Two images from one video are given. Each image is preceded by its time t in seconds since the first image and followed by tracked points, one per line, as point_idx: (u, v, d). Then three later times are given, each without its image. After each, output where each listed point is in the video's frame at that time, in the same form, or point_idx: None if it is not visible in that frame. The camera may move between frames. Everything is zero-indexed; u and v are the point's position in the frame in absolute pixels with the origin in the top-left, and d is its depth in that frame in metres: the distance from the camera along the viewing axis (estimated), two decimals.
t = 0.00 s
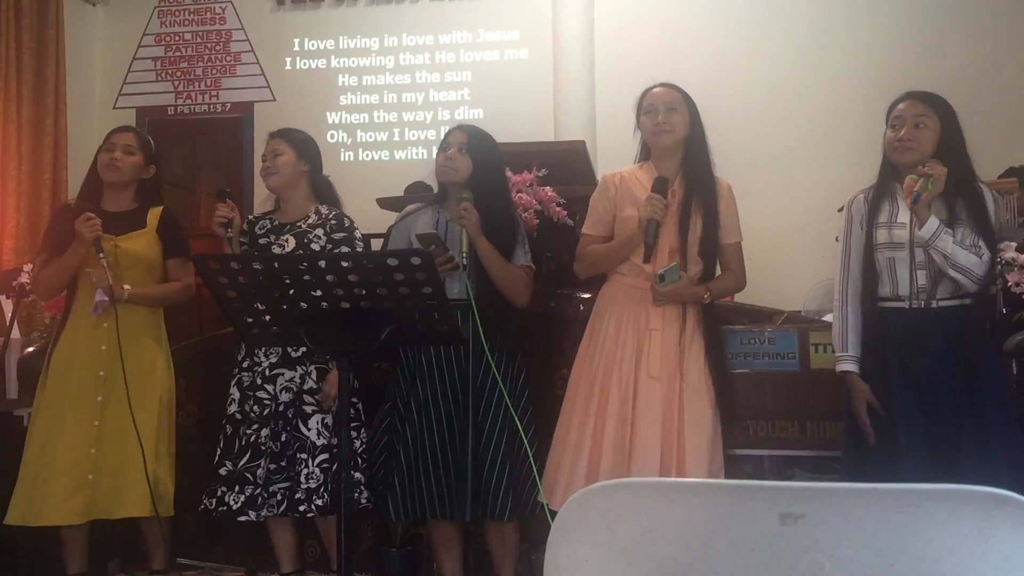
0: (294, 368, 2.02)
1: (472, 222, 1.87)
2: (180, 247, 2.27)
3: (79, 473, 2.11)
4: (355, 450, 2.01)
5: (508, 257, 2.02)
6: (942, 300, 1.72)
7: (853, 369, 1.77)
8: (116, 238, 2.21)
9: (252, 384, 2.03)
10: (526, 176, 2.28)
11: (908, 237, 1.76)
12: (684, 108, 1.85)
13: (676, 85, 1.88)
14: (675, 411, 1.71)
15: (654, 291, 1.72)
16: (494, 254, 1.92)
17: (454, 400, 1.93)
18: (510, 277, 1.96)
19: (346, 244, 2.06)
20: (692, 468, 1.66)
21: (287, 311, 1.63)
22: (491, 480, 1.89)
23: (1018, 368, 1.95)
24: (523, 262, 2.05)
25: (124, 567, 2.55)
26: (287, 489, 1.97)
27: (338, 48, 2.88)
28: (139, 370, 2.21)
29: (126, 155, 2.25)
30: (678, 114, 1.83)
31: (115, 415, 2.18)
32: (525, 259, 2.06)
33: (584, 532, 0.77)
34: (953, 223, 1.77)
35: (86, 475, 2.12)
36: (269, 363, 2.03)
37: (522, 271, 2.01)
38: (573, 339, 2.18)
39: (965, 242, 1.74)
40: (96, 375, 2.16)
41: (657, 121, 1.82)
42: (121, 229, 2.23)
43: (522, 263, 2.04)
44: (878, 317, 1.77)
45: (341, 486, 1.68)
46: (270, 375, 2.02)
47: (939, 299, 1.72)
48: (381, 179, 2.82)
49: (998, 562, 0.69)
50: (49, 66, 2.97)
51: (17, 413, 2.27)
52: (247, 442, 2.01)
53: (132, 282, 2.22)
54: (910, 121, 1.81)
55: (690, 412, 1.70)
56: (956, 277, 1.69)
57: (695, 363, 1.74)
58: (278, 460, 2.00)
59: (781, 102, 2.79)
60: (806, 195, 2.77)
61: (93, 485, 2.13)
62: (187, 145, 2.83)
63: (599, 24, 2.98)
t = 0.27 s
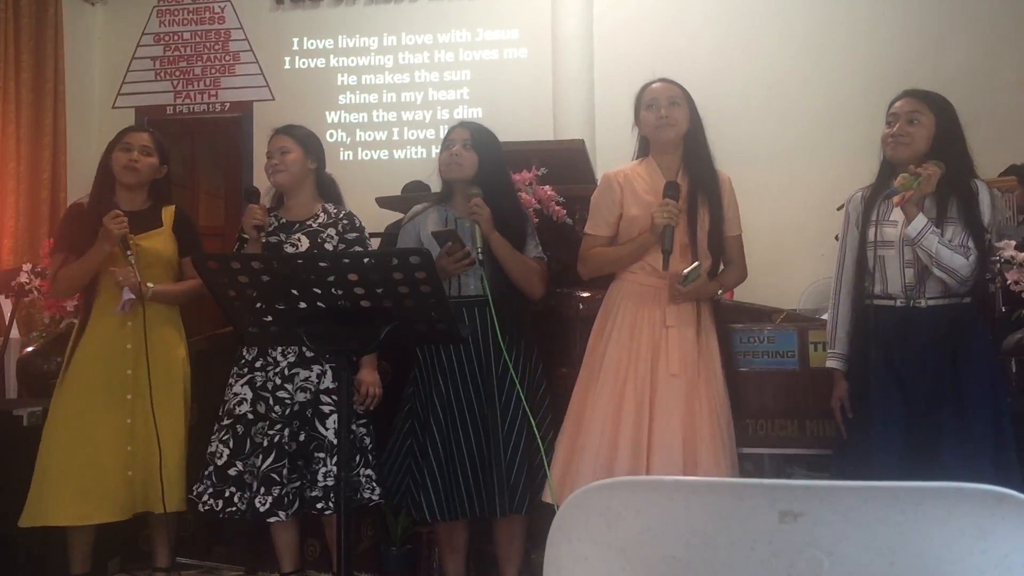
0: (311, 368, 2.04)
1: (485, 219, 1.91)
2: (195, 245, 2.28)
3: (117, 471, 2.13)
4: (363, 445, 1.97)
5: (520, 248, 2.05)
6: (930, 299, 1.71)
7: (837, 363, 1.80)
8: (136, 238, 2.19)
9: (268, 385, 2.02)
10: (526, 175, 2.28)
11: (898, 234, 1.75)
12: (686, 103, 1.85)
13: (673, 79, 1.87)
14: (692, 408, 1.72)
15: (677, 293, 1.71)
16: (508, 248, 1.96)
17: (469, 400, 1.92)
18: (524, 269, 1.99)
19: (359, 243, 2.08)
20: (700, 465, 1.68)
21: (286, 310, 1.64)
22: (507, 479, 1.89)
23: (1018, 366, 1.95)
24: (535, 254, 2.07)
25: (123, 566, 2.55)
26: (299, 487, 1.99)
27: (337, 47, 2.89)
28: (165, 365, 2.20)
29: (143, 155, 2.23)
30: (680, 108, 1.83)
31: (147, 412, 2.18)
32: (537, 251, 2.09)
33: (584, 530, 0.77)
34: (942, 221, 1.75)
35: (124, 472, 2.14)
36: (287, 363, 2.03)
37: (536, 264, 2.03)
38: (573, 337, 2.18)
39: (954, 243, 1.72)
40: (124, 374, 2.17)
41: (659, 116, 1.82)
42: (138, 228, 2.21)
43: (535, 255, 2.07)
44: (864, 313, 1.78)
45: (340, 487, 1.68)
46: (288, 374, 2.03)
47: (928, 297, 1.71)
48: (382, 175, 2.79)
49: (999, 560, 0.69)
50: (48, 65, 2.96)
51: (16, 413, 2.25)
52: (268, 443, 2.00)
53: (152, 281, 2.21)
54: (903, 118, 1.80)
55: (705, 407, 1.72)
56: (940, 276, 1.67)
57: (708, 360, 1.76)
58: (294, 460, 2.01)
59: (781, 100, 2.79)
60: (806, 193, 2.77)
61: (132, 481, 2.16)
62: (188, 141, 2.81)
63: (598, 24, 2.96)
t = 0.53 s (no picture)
0: (327, 368, 2.02)
1: (489, 219, 1.89)
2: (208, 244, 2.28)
3: (136, 473, 2.12)
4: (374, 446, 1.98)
5: (527, 247, 2.02)
6: (931, 296, 1.70)
7: (842, 361, 1.83)
8: (149, 240, 2.19)
9: (283, 385, 2.01)
10: (526, 174, 2.29)
11: (899, 232, 1.75)
12: (683, 98, 1.85)
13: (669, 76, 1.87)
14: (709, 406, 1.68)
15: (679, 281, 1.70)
16: (514, 246, 1.93)
17: (478, 397, 1.92)
18: (532, 266, 1.96)
19: (376, 242, 2.07)
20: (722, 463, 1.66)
21: (286, 309, 1.63)
22: (519, 476, 1.88)
23: (1017, 366, 1.96)
24: (543, 252, 2.04)
25: (124, 566, 2.55)
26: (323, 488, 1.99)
27: (337, 46, 2.88)
28: (182, 366, 2.20)
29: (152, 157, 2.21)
30: (678, 104, 1.83)
31: (165, 413, 2.18)
32: (546, 249, 2.05)
33: (586, 530, 0.77)
34: (945, 218, 1.75)
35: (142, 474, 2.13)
36: (302, 364, 2.02)
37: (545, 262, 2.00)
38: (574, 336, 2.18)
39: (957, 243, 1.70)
40: (141, 375, 2.16)
41: (657, 113, 1.82)
42: (151, 230, 2.21)
43: (544, 253, 2.04)
44: (864, 309, 1.80)
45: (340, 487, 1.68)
46: (303, 375, 2.02)
47: (928, 295, 1.71)
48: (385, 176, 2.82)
49: (998, 560, 0.69)
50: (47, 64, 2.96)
51: (16, 413, 2.25)
52: (284, 443, 1.98)
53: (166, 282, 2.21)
54: (908, 115, 1.80)
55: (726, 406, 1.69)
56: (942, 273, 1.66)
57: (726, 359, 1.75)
58: (315, 460, 2.00)
59: (781, 100, 2.79)
60: (806, 193, 2.77)
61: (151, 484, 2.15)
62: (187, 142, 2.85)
63: (598, 22, 2.98)
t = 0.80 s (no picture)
0: (330, 369, 2.02)
1: (476, 220, 1.89)
2: (209, 242, 2.26)
3: (140, 472, 2.10)
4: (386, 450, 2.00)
5: (523, 249, 2.00)
6: (936, 297, 1.71)
7: (844, 360, 1.83)
8: (147, 241, 2.18)
9: (290, 386, 2.01)
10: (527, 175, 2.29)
11: (906, 234, 1.74)
12: (678, 100, 1.83)
13: (669, 81, 1.87)
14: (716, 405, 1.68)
15: (672, 282, 1.70)
16: (504, 248, 1.90)
17: (483, 400, 1.92)
18: (524, 268, 1.93)
19: (380, 242, 2.06)
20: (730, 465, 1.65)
21: (287, 309, 1.63)
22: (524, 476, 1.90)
23: (1017, 366, 1.96)
24: (541, 252, 2.01)
25: (124, 567, 2.55)
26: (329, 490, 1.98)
27: (337, 48, 2.88)
28: (179, 364, 2.19)
29: (146, 156, 2.20)
30: (673, 107, 1.82)
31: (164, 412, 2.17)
32: (544, 248, 2.02)
33: (586, 531, 0.77)
34: (951, 220, 1.74)
35: (146, 474, 2.11)
36: (305, 364, 2.02)
37: (540, 262, 1.98)
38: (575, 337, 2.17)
39: (963, 245, 1.70)
40: (138, 375, 2.15)
41: (652, 118, 1.81)
42: (149, 230, 2.20)
43: (541, 253, 2.01)
44: (869, 312, 1.78)
45: (341, 487, 1.68)
46: (307, 375, 2.01)
47: (934, 296, 1.71)
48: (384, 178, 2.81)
49: (998, 561, 0.69)
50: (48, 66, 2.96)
51: (16, 414, 2.24)
52: (291, 444, 1.98)
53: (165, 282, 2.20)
54: (918, 117, 1.79)
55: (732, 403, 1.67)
56: (950, 276, 1.66)
57: (740, 358, 1.71)
58: (320, 461, 2.00)
59: (781, 100, 2.79)
60: (807, 194, 2.77)
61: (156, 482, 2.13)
62: (188, 143, 2.84)
63: (597, 22, 2.98)
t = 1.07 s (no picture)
0: (320, 371, 2.02)
1: (456, 220, 1.90)
2: (197, 242, 2.23)
3: (112, 475, 2.08)
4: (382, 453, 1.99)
5: (504, 252, 1.99)
6: (933, 303, 1.69)
7: (848, 366, 1.80)
8: (129, 242, 2.18)
9: (278, 388, 2.01)
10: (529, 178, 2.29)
11: (900, 242, 1.73)
12: (674, 107, 1.83)
13: (672, 90, 1.86)
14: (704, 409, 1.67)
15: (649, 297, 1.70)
16: (482, 250, 1.91)
17: (474, 402, 1.92)
18: (500, 271, 1.93)
19: (366, 242, 2.03)
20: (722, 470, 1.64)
21: (289, 312, 1.63)
22: (513, 479, 1.88)
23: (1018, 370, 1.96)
24: (523, 256, 2.00)
25: (124, 569, 2.55)
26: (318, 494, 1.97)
27: (338, 50, 2.88)
28: (160, 368, 2.16)
29: (127, 157, 2.20)
30: (669, 114, 1.81)
31: (143, 415, 2.14)
32: (527, 253, 2.00)
33: (586, 534, 0.77)
34: (947, 232, 1.73)
35: (117, 477, 2.09)
36: (294, 366, 2.01)
37: (519, 267, 1.97)
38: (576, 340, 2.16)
39: (956, 256, 1.69)
40: (116, 378, 2.13)
41: (648, 126, 1.81)
42: (135, 231, 2.20)
43: (523, 257, 1.99)
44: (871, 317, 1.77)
45: (343, 492, 1.68)
46: (295, 378, 2.01)
47: (930, 302, 1.69)
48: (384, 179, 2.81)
49: (999, 565, 0.69)
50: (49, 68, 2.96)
51: (17, 416, 2.24)
52: (276, 445, 1.97)
53: (146, 283, 2.18)
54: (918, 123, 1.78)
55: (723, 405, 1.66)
56: (942, 289, 1.66)
57: (737, 363, 1.69)
58: (310, 465, 1.99)
59: (781, 103, 2.79)
60: (808, 196, 2.77)
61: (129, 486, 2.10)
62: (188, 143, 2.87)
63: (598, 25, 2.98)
